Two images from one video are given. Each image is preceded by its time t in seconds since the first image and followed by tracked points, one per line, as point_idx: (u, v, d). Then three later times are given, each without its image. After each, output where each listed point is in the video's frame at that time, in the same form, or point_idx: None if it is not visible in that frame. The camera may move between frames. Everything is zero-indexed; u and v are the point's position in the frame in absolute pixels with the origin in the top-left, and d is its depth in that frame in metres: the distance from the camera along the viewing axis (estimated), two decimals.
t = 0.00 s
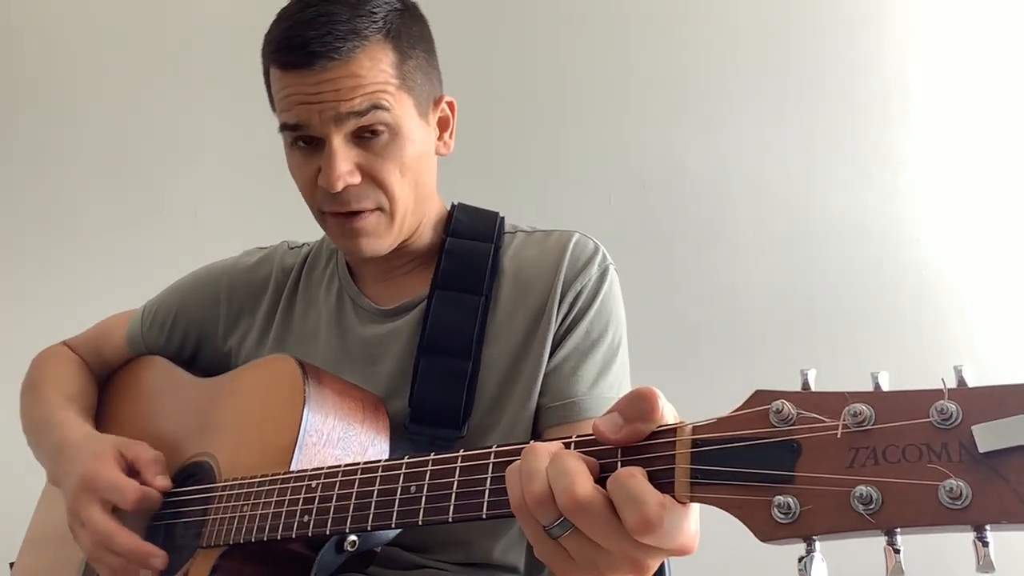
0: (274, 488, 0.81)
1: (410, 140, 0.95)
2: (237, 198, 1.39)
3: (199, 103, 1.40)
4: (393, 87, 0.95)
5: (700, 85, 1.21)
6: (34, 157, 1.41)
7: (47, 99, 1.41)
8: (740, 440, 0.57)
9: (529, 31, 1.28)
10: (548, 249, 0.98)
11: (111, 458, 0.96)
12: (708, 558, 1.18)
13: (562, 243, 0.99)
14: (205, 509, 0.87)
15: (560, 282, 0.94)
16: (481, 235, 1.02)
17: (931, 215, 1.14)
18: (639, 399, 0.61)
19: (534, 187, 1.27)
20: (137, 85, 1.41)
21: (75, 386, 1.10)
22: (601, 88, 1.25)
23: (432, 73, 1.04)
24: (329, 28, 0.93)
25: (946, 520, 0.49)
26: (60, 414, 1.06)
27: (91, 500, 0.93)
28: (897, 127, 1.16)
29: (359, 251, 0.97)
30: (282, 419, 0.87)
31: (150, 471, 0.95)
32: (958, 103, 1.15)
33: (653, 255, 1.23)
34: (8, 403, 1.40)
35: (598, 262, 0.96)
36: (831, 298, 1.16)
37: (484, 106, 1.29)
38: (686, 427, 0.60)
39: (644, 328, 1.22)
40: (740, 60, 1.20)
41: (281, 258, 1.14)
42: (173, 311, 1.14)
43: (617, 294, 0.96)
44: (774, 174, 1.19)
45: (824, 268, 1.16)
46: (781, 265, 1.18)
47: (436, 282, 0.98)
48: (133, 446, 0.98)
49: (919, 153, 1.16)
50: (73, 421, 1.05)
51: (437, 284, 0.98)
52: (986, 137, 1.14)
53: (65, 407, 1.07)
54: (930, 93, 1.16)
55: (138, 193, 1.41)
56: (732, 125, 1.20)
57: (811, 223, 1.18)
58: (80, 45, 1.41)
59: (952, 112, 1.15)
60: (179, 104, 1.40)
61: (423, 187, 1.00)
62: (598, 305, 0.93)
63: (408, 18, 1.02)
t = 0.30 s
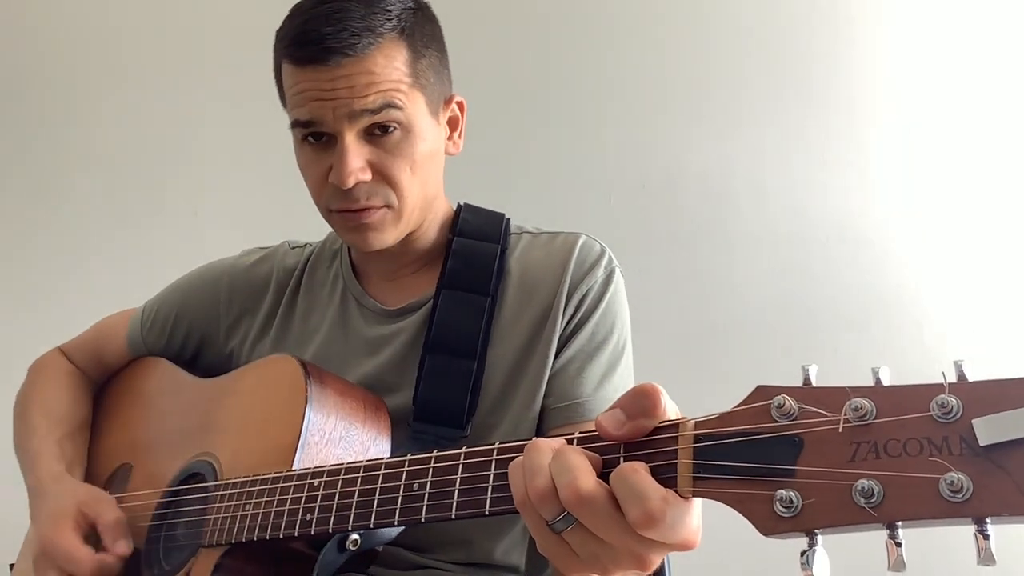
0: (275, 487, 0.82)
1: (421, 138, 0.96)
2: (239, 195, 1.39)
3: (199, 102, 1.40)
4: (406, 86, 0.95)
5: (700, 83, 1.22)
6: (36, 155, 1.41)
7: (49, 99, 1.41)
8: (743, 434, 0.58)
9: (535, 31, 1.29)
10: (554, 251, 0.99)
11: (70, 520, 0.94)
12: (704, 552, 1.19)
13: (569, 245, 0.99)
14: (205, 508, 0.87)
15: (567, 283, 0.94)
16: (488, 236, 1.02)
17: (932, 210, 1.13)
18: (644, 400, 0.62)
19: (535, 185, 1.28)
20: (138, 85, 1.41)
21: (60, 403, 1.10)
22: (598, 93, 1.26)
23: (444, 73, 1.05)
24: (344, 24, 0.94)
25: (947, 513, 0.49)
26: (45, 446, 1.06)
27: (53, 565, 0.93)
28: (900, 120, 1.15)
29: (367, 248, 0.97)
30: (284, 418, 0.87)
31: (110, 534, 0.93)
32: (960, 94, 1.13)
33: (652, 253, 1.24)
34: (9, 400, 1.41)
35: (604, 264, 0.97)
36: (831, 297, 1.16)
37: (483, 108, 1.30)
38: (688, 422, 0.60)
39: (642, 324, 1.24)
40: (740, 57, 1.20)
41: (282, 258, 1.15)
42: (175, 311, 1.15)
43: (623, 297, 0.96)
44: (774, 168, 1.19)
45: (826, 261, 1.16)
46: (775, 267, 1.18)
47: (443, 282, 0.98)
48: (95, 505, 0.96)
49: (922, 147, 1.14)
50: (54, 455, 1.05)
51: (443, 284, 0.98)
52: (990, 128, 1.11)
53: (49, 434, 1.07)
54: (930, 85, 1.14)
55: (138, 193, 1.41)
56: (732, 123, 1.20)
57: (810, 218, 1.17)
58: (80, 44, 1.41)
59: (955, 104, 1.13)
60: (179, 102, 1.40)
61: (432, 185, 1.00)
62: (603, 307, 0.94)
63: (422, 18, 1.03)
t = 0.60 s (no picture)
0: (275, 486, 0.82)
1: (420, 138, 0.96)
2: (240, 196, 1.40)
3: (199, 104, 1.40)
4: (404, 86, 0.96)
5: (698, 84, 1.22)
6: (37, 157, 1.42)
7: (50, 101, 1.42)
8: (740, 431, 0.58)
9: (533, 33, 1.29)
10: (553, 252, 0.99)
11: (59, 524, 0.95)
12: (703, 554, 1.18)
13: (567, 246, 0.99)
14: (205, 508, 0.88)
15: (565, 284, 0.95)
16: (487, 237, 1.03)
17: (931, 211, 1.13)
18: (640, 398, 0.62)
19: (535, 186, 1.29)
20: (139, 87, 1.41)
21: (61, 406, 1.11)
22: (597, 95, 1.26)
23: (442, 73, 1.05)
24: (342, 23, 0.94)
25: (943, 510, 0.49)
26: (44, 446, 1.06)
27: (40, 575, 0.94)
28: (899, 121, 1.15)
29: (365, 247, 0.98)
30: (283, 418, 0.88)
31: (95, 545, 0.93)
32: (958, 94, 1.13)
33: (652, 255, 1.24)
34: (11, 400, 1.41)
35: (603, 265, 0.97)
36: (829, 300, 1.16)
37: (482, 110, 1.31)
38: (685, 419, 0.61)
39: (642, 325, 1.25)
40: (737, 58, 1.21)
41: (281, 259, 1.15)
42: (175, 312, 1.15)
43: (622, 298, 0.96)
44: (772, 168, 1.19)
45: (824, 262, 1.16)
46: (774, 268, 1.18)
47: (442, 283, 0.99)
48: (83, 511, 0.96)
49: (921, 147, 1.14)
50: (52, 458, 1.05)
51: (442, 285, 0.98)
52: (987, 126, 1.12)
53: (49, 436, 1.08)
54: (929, 84, 1.14)
55: (139, 195, 1.41)
56: (729, 124, 1.21)
57: (808, 219, 1.17)
58: (81, 46, 1.41)
59: (952, 105, 1.13)
60: (179, 104, 1.41)
61: (430, 185, 1.00)
62: (602, 307, 0.94)
63: (420, 18, 1.04)
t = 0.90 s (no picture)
0: (275, 486, 0.82)
1: (424, 133, 0.96)
2: (241, 195, 1.40)
3: (199, 104, 1.40)
4: (407, 81, 0.96)
5: (697, 84, 1.22)
6: (37, 156, 1.42)
7: (51, 101, 1.42)
8: (738, 434, 0.58)
9: (533, 32, 1.29)
10: (551, 253, 0.99)
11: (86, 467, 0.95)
12: (703, 555, 1.18)
13: (566, 246, 0.99)
14: (204, 508, 0.88)
15: (563, 286, 0.95)
16: (486, 238, 1.03)
17: (930, 211, 1.13)
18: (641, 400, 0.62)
19: (535, 187, 1.29)
20: (138, 87, 1.41)
21: (71, 386, 1.11)
22: (597, 94, 1.26)
23: (441, 71, 1.06)
24: (346, 19, 0.95)
25: (942, 513, 0.49)
26: (53, 419, 1.06)
27: (65, 506, 0.92)
28: (898, 120, 1.15)
29: (370, 242, 0.98)
30: (284, 418, 0.88)
31: (126, 476, 0.95)
32: (956, 93, 1.13)
33: (652, 255, 1.24)
34: (12, 400, 1.42)
35: (601, 265, 0.97)
36: (828, 303, 1.16)
37: (482, 110, 1.31)
38: (685, 422, 0.61)
39: (641, 326, 1.25)
40: (736, 58, 1.21)
41: (281, 260, 1.15)
42: (175, 312, 1.15)
43: (620, 299, 0.96)
44: (771, 167, 1.19)
45: (825, 263, 1.16)
46: (773, 269, 1.18)
47: (440, 286, 0.99)
48: (109, 450, 0.97)
49: (920, 146, 1.14)
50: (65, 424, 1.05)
51: (440, 288, 0.99)
52: (985, 127, 1.12)
53: (60, 407, 1.08)
54: (927, 83, 1.14)
55: (140, 195, 1.42)
56: (729, 125, 1.21)
57: (808, 220, 1.17)
58: (81, 46, 1.41)
59: (949, 108, 1.13)
60: (179, 103, 1.41)
61: (433, 179, 1.01)
62: (600, 308, 0.94)
63: (418, 13, 1.04)
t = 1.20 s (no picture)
0: (279, 484, 0.82)
1: (432, 132, 0.97)
2: (243, 195, 1.40)
3: (200, 106, 1.41)
4: (417, 79, 0.96)
5: (697, 83, 1.23)
6: (37, 157, 1.43)
7: (53, 102, 1.42)
8: (744, 428, 0.58)
9: (534, 32, 1.29)
10: (553, 259, 0.99)
11: (65, 496, 0.95)
12: (703, 554, 1.19)
13: (568, 251, 0.99)
14: (207, 506, 0.88)
15: (565, 292, 0.95)
16: (489, 241, 1.03)
17: (931, 214, 1.13)
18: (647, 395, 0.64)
19: (535, 187, 1.29)
20: (140, 89, 1.42)
21: (70, 393, 1.11)
22: (597, 95, 1.27)
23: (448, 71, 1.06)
24: (357, 17, 0.95)
25: (947, 504, 0.50)
26: (48, 428, 1.06)
27: (43, 542, 0.93)
28: (898, 122, 1.15)
29: (377, 239, 0.98)
30: (287, 417, 0.88)
31: (102, 512, 0.94)
32: (955, 95, 1.14)
33: (652, 253, 1.24)
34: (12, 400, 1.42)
35: (604, 271, 0.97)
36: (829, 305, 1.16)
37: (482, 109, 1.31)
38: (690, 416, 0.61)
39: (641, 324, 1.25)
40: (736, 56, 1.21)
41: (284, 261, 1.15)
42: (178, 313, 1.15)
43: (622, 303, 0.96)
44: (771, 166, 1.19)
45: (825, 263, 1.17)
46: (773, 267, 1.19)
47: (444, 288, 0.99)
48: (90, 482, 0.97)
49: (920, 149, 1.14)
50: (57, 439, 1.05)
51: (445, 289, 0.99)
52: (984, 132, 1.12)
53: (54, 419, 1.08)
54: (927, 85, 1.15)
55: (140, 196, 1.42)
56: (728, 124, 1.21)
57: (808, 219, 1.18)
58: (83, 48, 1.42)
59: (949, 111, 1.14)
60: (180, 105, 1.41)
61: (441, 178, 1.01)
62: (603, 314, 0.94)
63: (427, 13, 1.04)
